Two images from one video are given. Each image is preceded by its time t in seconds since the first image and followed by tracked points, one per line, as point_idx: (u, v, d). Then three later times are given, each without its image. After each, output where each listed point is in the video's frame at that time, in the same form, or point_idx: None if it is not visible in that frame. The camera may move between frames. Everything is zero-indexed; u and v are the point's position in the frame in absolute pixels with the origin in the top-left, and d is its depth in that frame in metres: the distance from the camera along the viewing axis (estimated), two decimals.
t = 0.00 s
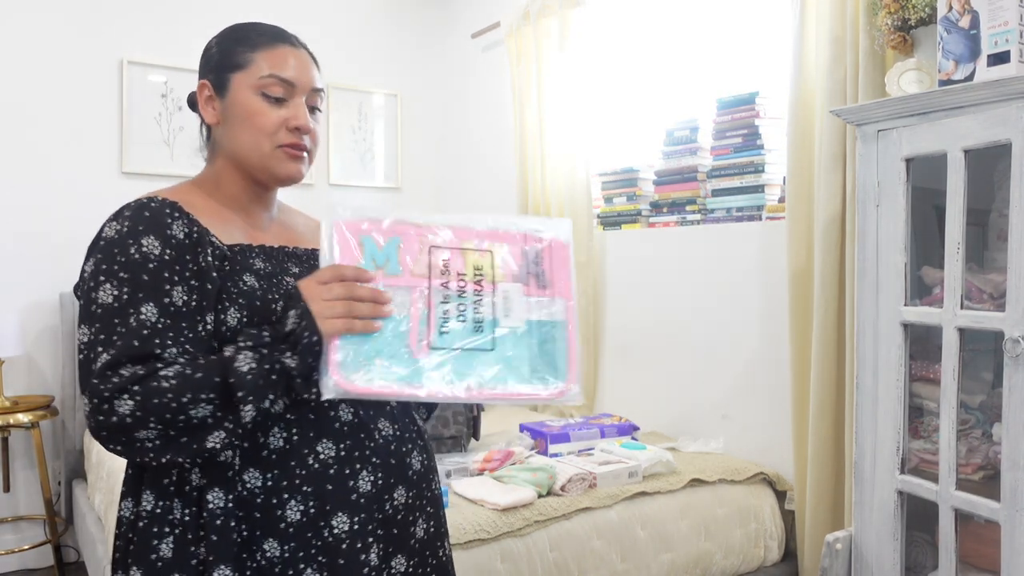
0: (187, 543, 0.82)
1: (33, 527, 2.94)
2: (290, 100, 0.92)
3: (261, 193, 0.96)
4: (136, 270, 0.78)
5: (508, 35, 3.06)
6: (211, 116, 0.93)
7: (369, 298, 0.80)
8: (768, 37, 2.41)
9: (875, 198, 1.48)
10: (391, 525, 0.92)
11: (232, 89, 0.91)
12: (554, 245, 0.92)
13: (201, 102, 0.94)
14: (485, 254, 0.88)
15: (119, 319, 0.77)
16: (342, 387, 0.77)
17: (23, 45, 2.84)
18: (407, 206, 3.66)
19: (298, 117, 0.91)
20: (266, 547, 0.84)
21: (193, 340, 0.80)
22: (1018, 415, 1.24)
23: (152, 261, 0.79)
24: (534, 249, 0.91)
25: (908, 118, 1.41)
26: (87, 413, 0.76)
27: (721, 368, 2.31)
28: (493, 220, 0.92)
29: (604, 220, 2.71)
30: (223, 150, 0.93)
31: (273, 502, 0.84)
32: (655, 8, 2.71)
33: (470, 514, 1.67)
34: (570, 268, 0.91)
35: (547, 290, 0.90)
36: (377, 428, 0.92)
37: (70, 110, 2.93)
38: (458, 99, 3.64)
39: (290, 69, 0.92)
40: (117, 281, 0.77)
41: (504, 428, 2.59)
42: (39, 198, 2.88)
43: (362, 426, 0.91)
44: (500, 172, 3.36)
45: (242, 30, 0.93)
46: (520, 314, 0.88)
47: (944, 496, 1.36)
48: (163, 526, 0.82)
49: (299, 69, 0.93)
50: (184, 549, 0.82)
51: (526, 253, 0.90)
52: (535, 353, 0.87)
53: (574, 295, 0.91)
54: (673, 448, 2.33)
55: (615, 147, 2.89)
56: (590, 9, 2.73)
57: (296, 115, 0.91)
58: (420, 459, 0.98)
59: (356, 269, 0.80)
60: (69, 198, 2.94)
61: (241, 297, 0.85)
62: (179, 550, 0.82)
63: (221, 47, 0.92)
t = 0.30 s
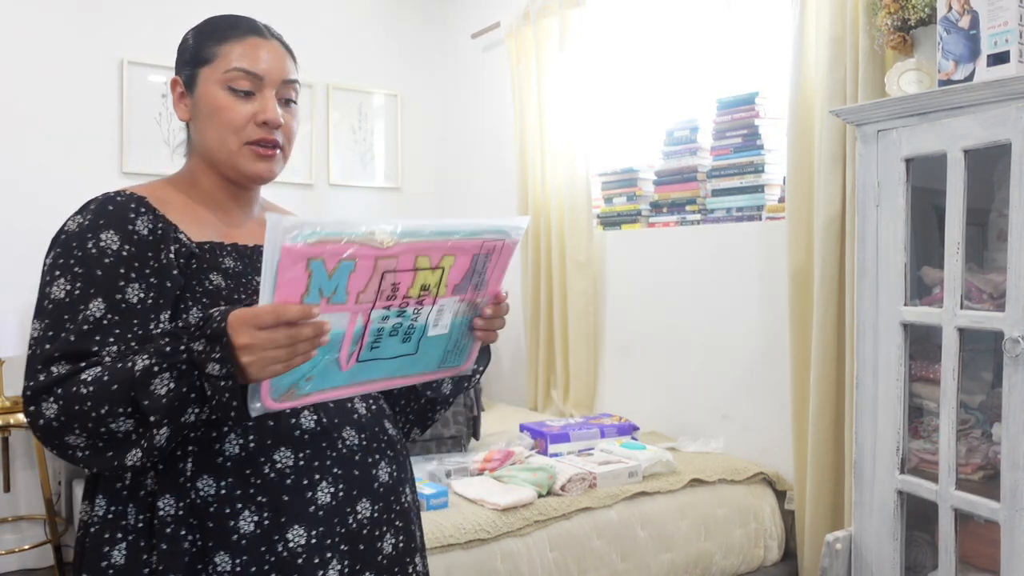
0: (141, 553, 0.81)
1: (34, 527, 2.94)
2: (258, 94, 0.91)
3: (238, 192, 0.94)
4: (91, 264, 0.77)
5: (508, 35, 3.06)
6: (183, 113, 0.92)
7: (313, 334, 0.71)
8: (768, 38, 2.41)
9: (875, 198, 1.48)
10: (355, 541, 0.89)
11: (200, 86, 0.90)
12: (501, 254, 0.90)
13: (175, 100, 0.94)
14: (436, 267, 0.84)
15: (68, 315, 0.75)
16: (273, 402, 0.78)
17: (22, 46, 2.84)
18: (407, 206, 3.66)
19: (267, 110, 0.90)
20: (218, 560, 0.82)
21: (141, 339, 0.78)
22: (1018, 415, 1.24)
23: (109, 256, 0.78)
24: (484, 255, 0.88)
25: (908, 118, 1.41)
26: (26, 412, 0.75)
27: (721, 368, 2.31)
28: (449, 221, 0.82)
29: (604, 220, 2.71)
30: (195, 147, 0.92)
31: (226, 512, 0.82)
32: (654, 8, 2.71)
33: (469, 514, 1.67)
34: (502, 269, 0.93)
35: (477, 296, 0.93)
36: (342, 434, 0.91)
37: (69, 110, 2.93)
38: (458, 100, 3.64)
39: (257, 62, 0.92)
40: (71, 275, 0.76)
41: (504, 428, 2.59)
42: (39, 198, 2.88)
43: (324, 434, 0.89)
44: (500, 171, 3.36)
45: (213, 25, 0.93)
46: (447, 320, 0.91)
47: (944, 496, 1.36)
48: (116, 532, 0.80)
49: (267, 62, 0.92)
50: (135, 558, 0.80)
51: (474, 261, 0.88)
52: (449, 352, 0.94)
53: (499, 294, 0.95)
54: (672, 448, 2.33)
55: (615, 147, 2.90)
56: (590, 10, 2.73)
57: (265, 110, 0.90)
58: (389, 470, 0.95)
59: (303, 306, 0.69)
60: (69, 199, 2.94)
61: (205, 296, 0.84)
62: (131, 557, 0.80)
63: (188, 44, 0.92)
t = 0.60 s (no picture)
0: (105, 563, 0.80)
1: (34, 528, 2.94)
2: (240, 96, 0.91)
3: (222, 196, 0.94)
4: (63, 274, 0.76)
5: (508, 35, 3.06)
6: (167, 116, 0.92)
7: (278, 368, 0.70)
8: (767, 38, 2.41)
9: (875, 198, 1.48)
10: (324, 555, 0.89)
11: (182, 88, 0.90)
12: (466, 265, 0.91)
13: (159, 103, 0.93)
14: (406, 289, 0.83)
15: (40, 326, 0.75)
16: (247, 434, 0.76)
17: (22, 46, 2.84)
18: (407, 206, 3.66)
19: (249, 112, 0.90)
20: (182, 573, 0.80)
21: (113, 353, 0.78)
22: (1018, 415, 1.24)
23: (82, 265, 0.77)
24: (451, 269, 0.88)
25: (908, 118, 1.41)
26: None
27: (721, 368, 2.31)
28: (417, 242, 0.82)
29: (604, 220, 2.71)
30: (178, 151, 0.92)
31: (191, 523, 0.81)
32: (654, 8, 2.71)
33: (469, 514, 1.67)
34: (467, 277, 0.94)
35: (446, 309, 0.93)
36: (312, 445, 0.89)
37: (69, 111, 2.93)
38: (458, 100, 3.64)
39: (239, 63, 0.91)
40: (44, 286, 0.76)
41: (504, 429, 2.59)
42: (39, 198, 2.88)
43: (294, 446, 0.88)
44: (500, 171, 3.36)
45: (194, 25, 0.92)
46: (424, 339, 0.89)
47: (945, 496, 1.36)
48: (82, 542, 0.80)
49: (249, 63, 0.92)
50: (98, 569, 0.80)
51: (443, 276, 0.88)
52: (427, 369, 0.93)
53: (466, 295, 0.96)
54: (672, 449, 2.33)
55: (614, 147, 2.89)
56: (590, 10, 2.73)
57: (246, 112, 0.89)
58: (362, 482, 0.94)
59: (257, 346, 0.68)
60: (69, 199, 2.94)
61: (176, 304, 0.84)
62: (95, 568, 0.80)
63: (169, 46, 0.91)
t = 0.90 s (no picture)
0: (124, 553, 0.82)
1: (34, 528, 2.94)
2: (240, 91, 0.90)
3: (235, 193, 0.94)
4: (77, 273, 0.76)
5: (508, 35, 3.06)
6: (176, 117, 0.92)
7: (273, 336, 0.70)
8: (767, 38, 2.41)
9: (875, 199, 1.48)
10: (333, 543, 0.89)
11: (185, 88, 0.90)
12: (487, 274, 0.88)
13: (169, 106, 0.94)
14: (415, 283, 0.82)
15: (56, 325, 0.75)
16: (244, 407, 0.77)
17: (21, 45, 2.84)
18: (407, 206, 3.66)
19: (250, 107, 0.89)
20: (196, 565, 0.81)
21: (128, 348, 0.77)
22: (1018, 415, 1.24)
23: (96, 264, 0.77)
24: (468, 274, 0.86)
25: (908, 118, 1.41)
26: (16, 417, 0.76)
27: (721, 368, 2.31)
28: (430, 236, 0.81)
29: (604, 220, 2.71)
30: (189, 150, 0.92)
31: (205, 514, 0.81)
32: (654, 8, 2.71)
33: (469, 514, 1.67)
34: (493, 294, 0.91)
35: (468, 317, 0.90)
36: (326, 436, 0.89)
37: (69, 110, 2.93)
38: (458, 100, 3.64)
39: (238, 58, 0.90)
40: (60, 286, 0.76)
41: (504, 428, 2.59)
42: (39, 198, 2.88)
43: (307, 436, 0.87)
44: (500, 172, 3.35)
45: (196, 25, 0.92)
46: (434, 338, 0.87)
47: (944, 496, 1.36)
48: (103, 534, 0.81)
49: (247, 58, 0.91)
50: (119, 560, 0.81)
51: (458, 279, 0.86)
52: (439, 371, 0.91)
53: (492, 310, 0.92)
54: (672, 449, 2.33)
55: (615, 147, 2.89)
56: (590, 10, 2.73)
57: (249, 107, 0.89)
58: (378, 473, 0.94)
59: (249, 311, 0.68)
60: (69, 199, 2.94)
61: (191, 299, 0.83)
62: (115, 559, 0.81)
63: (173, 49, 0.92)
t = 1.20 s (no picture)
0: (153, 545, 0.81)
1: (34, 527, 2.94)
2: (260, 89, 0.88)
3: (264, 193, 0.91)
4: (112, 272, 0.77)
5: (509, 35, 3.06)
6: (201, 120, 0.91)
7: (331, 321, 0.72)
8: (768, 38, 2.41)
9: (875, 199, 1.48)
10: (351, 544, 0.88)
11: (208, 91, 0.88)
12: (546, 372, 0.81)
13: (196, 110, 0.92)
14: (467, 342, 0.80)
15: (95, 321, 0.76)
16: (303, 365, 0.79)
17: (22, 45, 2.85)
18: (407, 207, 3.66)
19: (269, 104, 0.86)
20: (219, 559, 0.80)
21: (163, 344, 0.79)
22: (1018, 415, 1.24)
23: (130, 263, 0.78)
24: (522, 362, 0.80)
25: (908, 118, 1.41)
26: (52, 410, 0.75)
27: (721, 368, 2.31)
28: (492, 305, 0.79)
29: (604, 220, 2.72)
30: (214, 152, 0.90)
31: (227, 511, 0.81)
32: (654, 8, 2.71)
33: (470, 514, 1.67)
34: (549, 398, 0.82)
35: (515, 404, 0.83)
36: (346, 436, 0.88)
37: (70, 109, 2.94)
38: (458, 99, 3.64)
39: (256, 57, 0.88)
40: (96, 283, 0.76)
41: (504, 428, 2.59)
42: (39, 197, 2.88)
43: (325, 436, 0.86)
44: (499, 172, 3.35)
45: (218, 27, 0.91)
46: (480, 398, 0.84)
47: (944, 496, 1.36)
48: (132, 527, 0.81)
49: (266, 56, 0.89)
50: (148, 551, 0.81)
51: (510, 362, 0.81)
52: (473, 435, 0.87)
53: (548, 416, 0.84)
54: (672, 449, 2.33)
55: (615, 147, 2.89)
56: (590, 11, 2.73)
57: (268, 105, 0.86)
58: (397, 475, 0.92)
59: (316, 288, 0.70)
60: (69, 199, 2.94)
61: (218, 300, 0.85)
62: (145, 551, 0.81)
63: (196, 52, 0.90)
